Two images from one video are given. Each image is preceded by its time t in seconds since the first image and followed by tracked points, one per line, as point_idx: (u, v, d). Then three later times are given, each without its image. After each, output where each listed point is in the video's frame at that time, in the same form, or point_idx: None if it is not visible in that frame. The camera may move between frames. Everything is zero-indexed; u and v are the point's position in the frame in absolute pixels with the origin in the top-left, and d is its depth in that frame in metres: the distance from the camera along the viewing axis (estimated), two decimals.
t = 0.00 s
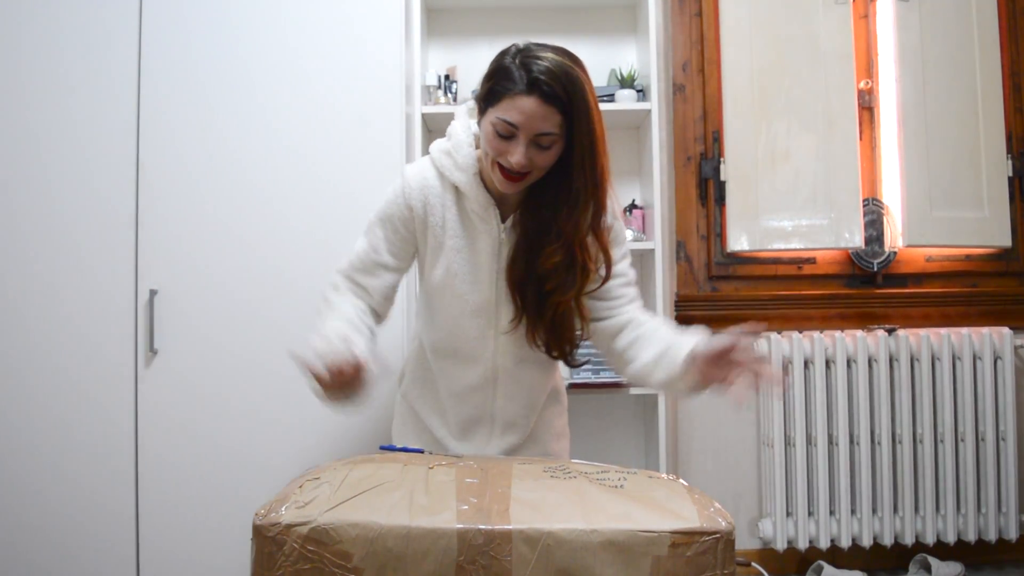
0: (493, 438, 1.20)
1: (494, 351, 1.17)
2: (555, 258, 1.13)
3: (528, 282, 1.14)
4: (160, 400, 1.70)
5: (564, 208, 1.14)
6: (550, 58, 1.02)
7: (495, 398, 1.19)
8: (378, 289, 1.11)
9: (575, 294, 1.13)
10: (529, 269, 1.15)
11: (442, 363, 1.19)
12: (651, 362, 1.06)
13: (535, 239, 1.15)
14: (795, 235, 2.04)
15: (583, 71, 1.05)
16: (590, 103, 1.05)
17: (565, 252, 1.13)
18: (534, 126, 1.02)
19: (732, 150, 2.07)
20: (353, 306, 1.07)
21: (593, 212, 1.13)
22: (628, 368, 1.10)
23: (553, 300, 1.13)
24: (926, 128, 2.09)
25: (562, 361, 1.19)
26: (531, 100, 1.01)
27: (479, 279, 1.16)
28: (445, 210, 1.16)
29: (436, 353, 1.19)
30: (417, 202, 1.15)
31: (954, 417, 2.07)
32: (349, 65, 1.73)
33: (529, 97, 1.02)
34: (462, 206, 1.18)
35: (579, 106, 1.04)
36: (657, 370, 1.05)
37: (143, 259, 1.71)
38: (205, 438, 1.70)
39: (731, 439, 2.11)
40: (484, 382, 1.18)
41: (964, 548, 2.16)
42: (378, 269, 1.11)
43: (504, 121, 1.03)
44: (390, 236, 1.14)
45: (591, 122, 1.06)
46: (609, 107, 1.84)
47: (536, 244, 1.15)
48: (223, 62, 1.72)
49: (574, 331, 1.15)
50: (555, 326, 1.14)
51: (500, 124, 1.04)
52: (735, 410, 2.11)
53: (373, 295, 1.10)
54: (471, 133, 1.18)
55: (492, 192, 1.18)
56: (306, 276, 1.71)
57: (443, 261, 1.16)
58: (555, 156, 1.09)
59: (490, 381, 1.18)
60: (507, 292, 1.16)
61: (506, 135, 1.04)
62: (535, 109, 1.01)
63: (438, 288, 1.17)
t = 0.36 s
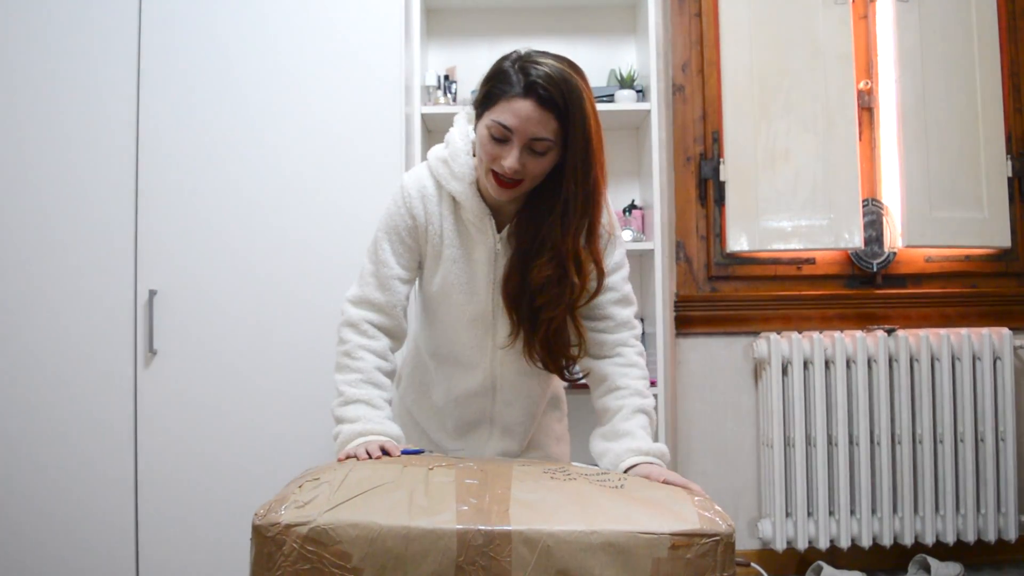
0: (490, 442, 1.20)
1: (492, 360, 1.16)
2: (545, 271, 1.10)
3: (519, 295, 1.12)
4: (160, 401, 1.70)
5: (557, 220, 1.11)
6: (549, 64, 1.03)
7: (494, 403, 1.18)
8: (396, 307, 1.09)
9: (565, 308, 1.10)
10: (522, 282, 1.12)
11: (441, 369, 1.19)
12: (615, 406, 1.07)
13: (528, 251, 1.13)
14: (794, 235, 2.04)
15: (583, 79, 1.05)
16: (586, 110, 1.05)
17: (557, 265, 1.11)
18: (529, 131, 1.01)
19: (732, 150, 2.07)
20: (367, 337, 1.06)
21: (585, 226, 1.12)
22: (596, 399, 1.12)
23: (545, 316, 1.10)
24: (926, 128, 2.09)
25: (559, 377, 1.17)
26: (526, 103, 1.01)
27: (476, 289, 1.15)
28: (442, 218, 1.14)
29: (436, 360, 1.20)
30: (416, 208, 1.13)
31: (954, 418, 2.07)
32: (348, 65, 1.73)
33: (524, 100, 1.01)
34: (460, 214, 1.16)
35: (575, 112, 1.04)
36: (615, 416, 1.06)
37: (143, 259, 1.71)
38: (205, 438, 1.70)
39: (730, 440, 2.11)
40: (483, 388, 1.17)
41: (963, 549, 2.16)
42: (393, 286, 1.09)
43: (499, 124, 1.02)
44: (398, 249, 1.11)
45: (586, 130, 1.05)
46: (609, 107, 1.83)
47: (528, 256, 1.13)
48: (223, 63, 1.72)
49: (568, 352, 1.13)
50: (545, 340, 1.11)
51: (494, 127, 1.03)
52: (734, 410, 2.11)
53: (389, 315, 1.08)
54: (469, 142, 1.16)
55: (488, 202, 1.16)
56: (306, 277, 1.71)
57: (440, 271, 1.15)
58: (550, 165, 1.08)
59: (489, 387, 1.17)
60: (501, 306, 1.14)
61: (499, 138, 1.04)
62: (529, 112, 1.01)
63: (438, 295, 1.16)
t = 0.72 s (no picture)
0: (498, 440, 1.20)
1: (496, 359, 1.16)
2: (551, 260, 1.07)
3: (520, 289, 1.10)
4: (160, 401, 1.70)
5: (558, 210, 1.09)
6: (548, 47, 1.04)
7: (501, 403, 1.18)
8: (392, 308, 1.09)
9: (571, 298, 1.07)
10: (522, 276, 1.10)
11: (445, 369, 1.20)
12: (616, 408, 1.04)
13: (528, 245, 1.11)
14: (794, 235, 2.04)
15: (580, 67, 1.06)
16: (583, 92, 1.05)
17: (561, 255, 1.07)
18: (533, 102, 1.01)
19: (731, 149, 2.07)
20: (364, 338, 1.06)
21: (585, 214, 1.09)
22: (599, 396, 1.10)
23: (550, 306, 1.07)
24: (926, 128, 2.09)
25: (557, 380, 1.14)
26: (527, 77, 1.02)
27: (478, 288, 1.15)
28: (440, 217, 1.15)
29: (441, 360, 1.20)
30: (414, 208, 1.13)
31: (954, 418, 2.07)
32: (348, 65, 1.73)
33: (524, 75, 1.02)
34: (458, 213, 1.16)
35: (573, 94, 1.04)
36: (616, 419, 1.04)
37: (143, 259, 1.71)
38: (205, 438, 1.70)
39: (731, 440, 2.11)
40: (487, 387, 1.17)
41: (963, 549, 2.16)
42: (388, 287, 1.09)
43: (502, 96, 1.02)
44: (394, 249, 1.11)
45: (583, 111, 1.05)
46: (609, 107, 1.84)
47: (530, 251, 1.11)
48: (223, 62, 1.72)
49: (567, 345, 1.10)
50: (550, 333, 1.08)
51: (497, 100, 1.02)
52: (734, 410, 2.12)
53: (385, 315, 1.08)
54: (468, 138, 1.16)
55: (489, 202, 1.16)
56: (306, 277, 1.71)
57: (441, 271, 1.16)
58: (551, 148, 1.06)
59: (494, 387, 1.17)
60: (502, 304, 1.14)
61: (503, 114, 1.03)
62: (531, 84, 1.02)
63: (439, 295, 1.17)
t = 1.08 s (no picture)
0: (511, 437, 1.21)
1: (506, 361, 1.16)
2: (549, 272, 1.07)
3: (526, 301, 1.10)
4: (160, 401, 1.70)
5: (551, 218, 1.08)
6: (533, 57, 1.03)
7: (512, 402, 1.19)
8: (391, 313, 1.09)
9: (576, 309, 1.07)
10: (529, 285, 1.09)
11: (452, 373, 1.20)
12: (617, 412, 1.04)
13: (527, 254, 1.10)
14: (794, 236, 2.04)
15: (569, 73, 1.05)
16: (570, 99, 1.03)
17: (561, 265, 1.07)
18: (516, 118, 1.01)
19: (732, 150, 2.07)
20: (363, 341, 1.06)
21: (578, 221, 1.08)
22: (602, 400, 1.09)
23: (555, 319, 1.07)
24: (926, 129, 2.09)
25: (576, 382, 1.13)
26: (510, 93, 1.02)
27: (484, 291, 1.16)
28: (443, 222, 1.15)
29: (447, 365, 1.20)
30: (416, 214, 1.13)
31: (954, 419, 2.07)
32: (349, 65, 1.73)
33: (507, 91, 1.02)
34: (461, 217, 1.16)
35: (561, 105, 1.03)
36: (617, 423, 1.03)
37: (143, 259, 1.71)
38: (205, 439, 1.70)
39: (731, 440, 2.11)
40: (497, 389, 1.17)
41: (963, 549, 2.16)
42: (388, 293, 1.08)
43: (484, 116, 1.02)
44: (395, 255, 1.11)
45: (570, 118, 1.03)
46: (609, 107, 1.83)
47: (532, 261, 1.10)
48: (223, 62, 1.72)
49: (580, 355, 1.08)
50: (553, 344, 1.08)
51: (482, 120, 1.03)
52: (735, 410, 2.12)
53: (383, 320, 1.08)
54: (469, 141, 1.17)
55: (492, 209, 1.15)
56: (306, 277, 1.71)
57: (445, 276, 1.16)
58: (545, 160, 1.05)
59: (504, 389, 1.17)
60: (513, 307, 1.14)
61: (491, 133, 1.04)
62: (514, 100, 1.02)
63: (444, 299, 1.17)
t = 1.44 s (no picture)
0: (510, 435, 1.21)
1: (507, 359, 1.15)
2: (546, 262, 1.07)
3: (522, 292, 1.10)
4: (160, 402, 1.70)
5: (552, 211, 1.08)
6: (545, 48, 1.03)
7: (512, 401, 1.19)
8: (391, 312, 1.09)
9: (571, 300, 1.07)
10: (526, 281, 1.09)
11: (452, 372, 1.20)
12: (616, 413, 1.04)
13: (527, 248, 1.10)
14: (795, 236, 2.04)
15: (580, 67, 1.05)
16: (581, 92, 1.04)
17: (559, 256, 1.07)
18: (527, 104, 1.01)
19: (732, 150, 2.07)
20: (364, 341, 1.06)
21: (580, 215, 1.08)
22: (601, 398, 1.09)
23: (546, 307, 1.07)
24: (926, 129, 2.09)
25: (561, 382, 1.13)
26: (522, 80, 1.02)
27: (485, 288, 1.15)
28: (443, 219, 1.15)
29: (448, 363, 1.20)
30: (416, 212, 1.13)
31: (954, 419, 2.07)
32: (349, 66, 1.73)
33: (520, 78, 1.02)
34: (462, 215, 1.16)
35: (570, 97, 1.03)
36: (616, 423, 1.03)
37: (143, 260, 1.71)
38: (204, 439, 1.70)
39: (732, 441, 2.11)
40: (497, 388, 1.17)
41: (963, 549, 2.16)
42: (388, 291, 1.08)
43: (496, 100, 1.02)
44: (395, 253, 1.11)
45: (581, 110, 1.04)
46: (609, 108, 1.83)
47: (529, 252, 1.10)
48: (224, 63, 1.72)
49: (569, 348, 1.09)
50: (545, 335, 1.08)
51: (493, 104, 1.03)
52: (735, 411, 2.12)
53: (384, 319, 1.08)
54: (468, 139, 1.16)
55: (493, 204, 1.15)
56: (306, 277, 1.71)
57: (446, 273, 1.15)
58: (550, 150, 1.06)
59: (504, 388, 1.17)
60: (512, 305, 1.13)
61: (499, 117, 1.04)
62: (526, 87, 1.02)
63: (445, 296, 1.17)
